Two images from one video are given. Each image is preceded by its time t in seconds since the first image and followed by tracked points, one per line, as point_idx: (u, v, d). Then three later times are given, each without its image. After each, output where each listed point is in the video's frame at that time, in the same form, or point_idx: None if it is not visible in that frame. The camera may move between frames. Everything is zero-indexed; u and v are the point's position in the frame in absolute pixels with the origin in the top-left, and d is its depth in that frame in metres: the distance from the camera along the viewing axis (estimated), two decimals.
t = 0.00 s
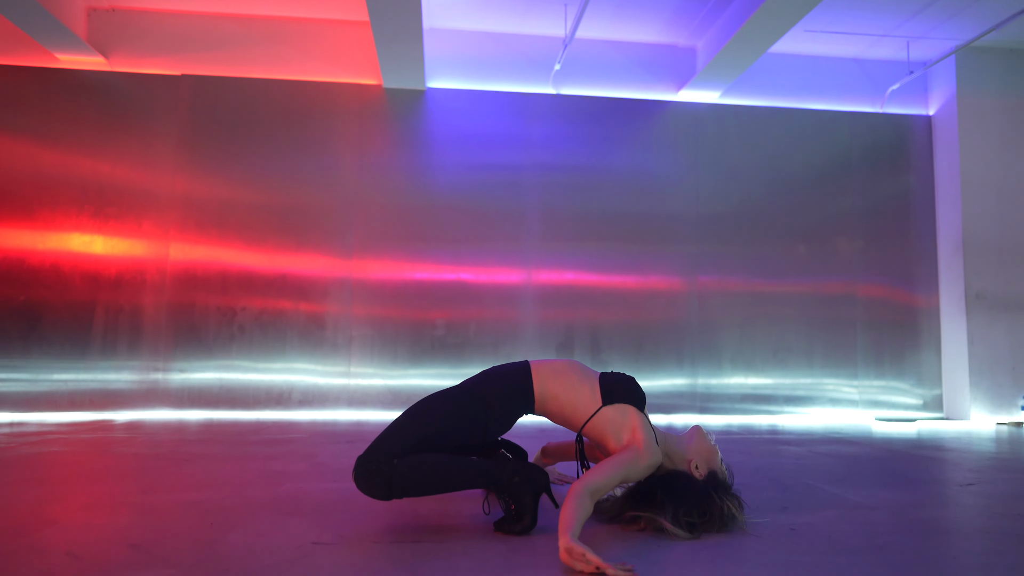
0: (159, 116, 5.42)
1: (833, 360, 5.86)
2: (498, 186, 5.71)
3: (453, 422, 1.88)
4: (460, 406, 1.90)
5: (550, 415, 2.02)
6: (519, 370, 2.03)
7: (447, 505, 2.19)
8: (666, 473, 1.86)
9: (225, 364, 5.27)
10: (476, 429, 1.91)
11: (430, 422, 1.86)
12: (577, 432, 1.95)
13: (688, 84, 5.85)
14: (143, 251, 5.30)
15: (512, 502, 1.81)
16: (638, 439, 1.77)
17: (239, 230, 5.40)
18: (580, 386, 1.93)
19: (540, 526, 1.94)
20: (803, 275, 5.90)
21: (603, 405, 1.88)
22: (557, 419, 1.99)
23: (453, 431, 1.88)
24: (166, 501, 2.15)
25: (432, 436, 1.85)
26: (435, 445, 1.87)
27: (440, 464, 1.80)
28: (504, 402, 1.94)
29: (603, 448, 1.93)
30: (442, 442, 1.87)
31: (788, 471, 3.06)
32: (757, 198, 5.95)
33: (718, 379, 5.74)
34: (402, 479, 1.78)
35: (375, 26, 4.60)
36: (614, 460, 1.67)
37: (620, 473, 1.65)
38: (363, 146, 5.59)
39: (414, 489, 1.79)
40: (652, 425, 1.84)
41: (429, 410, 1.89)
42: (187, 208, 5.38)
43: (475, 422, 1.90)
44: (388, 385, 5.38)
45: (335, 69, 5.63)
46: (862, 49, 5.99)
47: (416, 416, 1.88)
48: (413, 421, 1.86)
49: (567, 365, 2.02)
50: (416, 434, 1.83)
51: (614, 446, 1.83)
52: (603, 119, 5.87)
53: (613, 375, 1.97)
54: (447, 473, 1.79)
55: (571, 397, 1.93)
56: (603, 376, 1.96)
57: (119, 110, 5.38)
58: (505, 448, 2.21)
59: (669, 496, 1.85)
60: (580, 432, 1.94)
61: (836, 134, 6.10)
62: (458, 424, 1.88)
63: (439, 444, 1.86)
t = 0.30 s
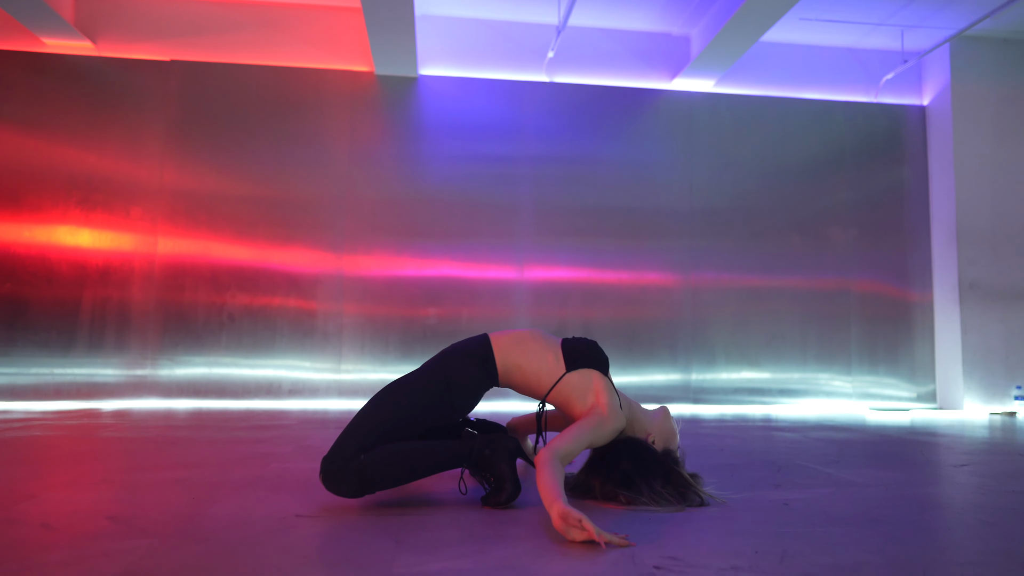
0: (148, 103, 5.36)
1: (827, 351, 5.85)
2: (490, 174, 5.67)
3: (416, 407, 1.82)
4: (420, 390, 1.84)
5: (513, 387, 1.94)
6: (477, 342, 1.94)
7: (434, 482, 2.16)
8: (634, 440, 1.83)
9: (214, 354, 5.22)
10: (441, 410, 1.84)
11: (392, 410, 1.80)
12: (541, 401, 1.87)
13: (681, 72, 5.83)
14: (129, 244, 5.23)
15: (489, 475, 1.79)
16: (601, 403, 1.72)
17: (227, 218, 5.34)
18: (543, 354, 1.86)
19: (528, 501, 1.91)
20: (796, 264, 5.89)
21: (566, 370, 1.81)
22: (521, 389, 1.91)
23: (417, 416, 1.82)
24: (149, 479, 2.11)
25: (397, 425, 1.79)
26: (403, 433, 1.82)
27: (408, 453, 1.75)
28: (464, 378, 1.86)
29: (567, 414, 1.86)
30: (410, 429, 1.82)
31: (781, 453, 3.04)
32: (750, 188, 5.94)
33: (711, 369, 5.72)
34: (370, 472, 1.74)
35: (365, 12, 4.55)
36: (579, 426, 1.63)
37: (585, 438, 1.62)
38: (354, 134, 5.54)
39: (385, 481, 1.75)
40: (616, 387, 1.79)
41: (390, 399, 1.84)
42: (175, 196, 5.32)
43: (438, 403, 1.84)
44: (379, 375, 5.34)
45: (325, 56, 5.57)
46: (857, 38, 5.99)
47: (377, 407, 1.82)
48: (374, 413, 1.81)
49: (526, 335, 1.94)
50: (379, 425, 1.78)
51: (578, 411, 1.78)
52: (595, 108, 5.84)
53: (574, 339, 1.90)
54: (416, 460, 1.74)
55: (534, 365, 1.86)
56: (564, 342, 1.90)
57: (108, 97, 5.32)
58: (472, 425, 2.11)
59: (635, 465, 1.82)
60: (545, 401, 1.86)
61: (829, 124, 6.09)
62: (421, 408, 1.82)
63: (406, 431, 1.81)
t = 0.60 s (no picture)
0: (137, 95, 5.31)
1: (819, 347, 5.86)
2: (483, 169, 5.65)
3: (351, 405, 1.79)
4: (354, 388, 1.81)
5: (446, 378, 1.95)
6: (410, 337, 1.92)
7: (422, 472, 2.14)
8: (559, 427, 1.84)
9: (205, 349, 5.18)
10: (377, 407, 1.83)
11: (327, 410, 1.76)
12: (473, 392, 1.89)
13: (675, 68, 5.83)
14: (118, 240, 5.19)
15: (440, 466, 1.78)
16: (535, 391, 1.76)
17: (217, 213, 5.30)
18: (472, 346, 1.87)
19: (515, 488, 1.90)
20: (788, 260, 5.90)
21: (496, 361, 1.83)
22: (455, 381, 1.93)
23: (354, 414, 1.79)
24: (133, 468, 2.08)
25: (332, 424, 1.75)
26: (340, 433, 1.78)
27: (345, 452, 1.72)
28: (398, 374, 1.85)
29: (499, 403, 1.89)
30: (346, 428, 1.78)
31: (772, 445, 3.04)
32: (743, 184, 5.95)
33: (703, 366, 5.73)
34: (308, 474, 1.69)
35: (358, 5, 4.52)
36: (520, 412, 1.66)
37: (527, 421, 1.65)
38: (346, 128, 5.51)
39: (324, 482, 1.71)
40: (545, 375, 1.83)
41: (324, 398, 1.79)
42: (164, 190, 5.27)
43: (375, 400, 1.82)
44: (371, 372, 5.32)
45: (317, 50, 5.54)
46: (850, 34, 6.00)
47: (309, 407, 1.77)
48: (307, 412, 1.76)
49: (458, 327, 1.94)
50: (314, 425, 1.73)
51: (509, 400, 1.80)
52: (588, 103, 5.83)
53: (503, 330, 1.90)
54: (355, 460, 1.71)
55: (464, 357, 1.87)
56: (494, 332, 1.90)
57: (96, 90, 5.27)
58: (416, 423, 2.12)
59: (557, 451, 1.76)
60: (476, 392, 1.88)
61: (821, 121, 6.11)
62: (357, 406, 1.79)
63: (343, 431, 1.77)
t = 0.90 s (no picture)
0: (129, 92, 5.27)
1: (815, 346, 5.86)
2: (477, 168, 5.63)
3: (308, 412, 1.75)
4: (314, 394, 1.78)
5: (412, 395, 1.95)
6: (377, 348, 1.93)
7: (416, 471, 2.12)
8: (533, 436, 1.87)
9: (198, 348, 5.13)
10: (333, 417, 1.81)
11: (283, 413, 1.72)
12: (438, 409, 1.90)
13: (671, 66, 5.82)
14: (110, 238, 5.14)
15: (399, 482, 1.74)
16: (507, 407, 1.77)
17: (210, 211, 5.27)
18: (439, 363, 1.88)
19: (512, 485, 1.88)
20: (783, 260, 5.91)
21: (461, 380, 1.85)
22: (420, 398, 1.94)
23: (309, 421, 1.76)
24: (124, 467, 2.06)
25: (285, 429, 1.71)
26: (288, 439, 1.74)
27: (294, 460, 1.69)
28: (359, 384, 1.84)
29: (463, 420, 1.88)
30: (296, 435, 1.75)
31: (768, 444, 3.04)
32: (738, 184, 5.95)
33: (698, 366, 5.72)
34: (251, 478, 1.63)
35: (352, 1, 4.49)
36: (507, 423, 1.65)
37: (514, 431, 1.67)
38: (340, 126, 5.48)
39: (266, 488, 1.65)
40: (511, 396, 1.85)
41: (280, 401, 1.75)
42: (156, 189, 5.23)
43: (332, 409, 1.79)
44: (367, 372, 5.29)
45: (311, 47, 5.51)
46: (845, 34, 6.00)
47: (262, 409, 1.72)
48: (263, 413, 1.71)
49: (427, 343, 1.95)
50: (267, 428, 1.68)
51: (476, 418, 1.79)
52: (584, 102, 5.82)
53: (473, 350, 1.92)
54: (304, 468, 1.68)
55: (430, 374, 1.88)
56: (461, 351, 1.92)
57: (88, 87, 5.22)
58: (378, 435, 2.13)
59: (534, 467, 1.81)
60: (441, 409, 1.89)
61: (817, 120, 6.11)
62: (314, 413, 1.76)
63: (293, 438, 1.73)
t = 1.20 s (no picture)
0: (130, 90, 5.26)
1: (816, 345, 5.87)
2: (479, 166, 5.62)
3: (322, 412, 1.74)
4: (331, 399, 1.77)
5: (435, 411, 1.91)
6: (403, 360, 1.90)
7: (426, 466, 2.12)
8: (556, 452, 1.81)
9: (199, 347, 5.12)
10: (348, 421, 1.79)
11: (297, 412, 1.71)
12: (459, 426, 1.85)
13: (672, 65, 5.83)
14: (111, 236, 5.12)
15: (410, 475, 1.73)
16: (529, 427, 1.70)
17: (211, 209, 5.25)
18: (461, 382, 1.83)
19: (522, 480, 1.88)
20: (784, 259, 5.92)
21: (484, 400, 1.77)
22: (441, 415, 1.89)
23: (321, 422, 1.74)
24: (132, 462, 2.06)
25: (297, 426, 1.70)
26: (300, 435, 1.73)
27: (301, 454, 1.67)
28: (379, 396, 1.81)
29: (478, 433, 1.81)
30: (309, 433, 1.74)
31: (773, 440, 3.04)
32: (739, 183, 5.95)
33: (700, 365, 5.72)
34: (257, 471, 1.62)
35: None
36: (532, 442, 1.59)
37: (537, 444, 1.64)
38: (341, 124, 5.47)
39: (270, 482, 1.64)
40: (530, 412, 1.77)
41: (297, 399, 1.75)
42: (157, 186, 5.22)
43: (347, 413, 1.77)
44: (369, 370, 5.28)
45: (313, 44, 5.50)
46: (846, 34, 6.02)
47: (280, 406, 1.72)
48: (279, 411, 1.70)
49: (451, 360, 1.91)
50: (279, 424, 1.68)
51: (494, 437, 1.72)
52: (586, 100, 5.81)
53: (496, 368, 1.85)
54: (309, 464, 1.66)
55: (452, 391, 1.83)
56: (486, 370, 1.85)
57: (88, 84, 5.21)
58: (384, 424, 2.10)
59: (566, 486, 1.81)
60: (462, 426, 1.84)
61: (817, 120, 6.12)
62: (327, 414, 1.75)
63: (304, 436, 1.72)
